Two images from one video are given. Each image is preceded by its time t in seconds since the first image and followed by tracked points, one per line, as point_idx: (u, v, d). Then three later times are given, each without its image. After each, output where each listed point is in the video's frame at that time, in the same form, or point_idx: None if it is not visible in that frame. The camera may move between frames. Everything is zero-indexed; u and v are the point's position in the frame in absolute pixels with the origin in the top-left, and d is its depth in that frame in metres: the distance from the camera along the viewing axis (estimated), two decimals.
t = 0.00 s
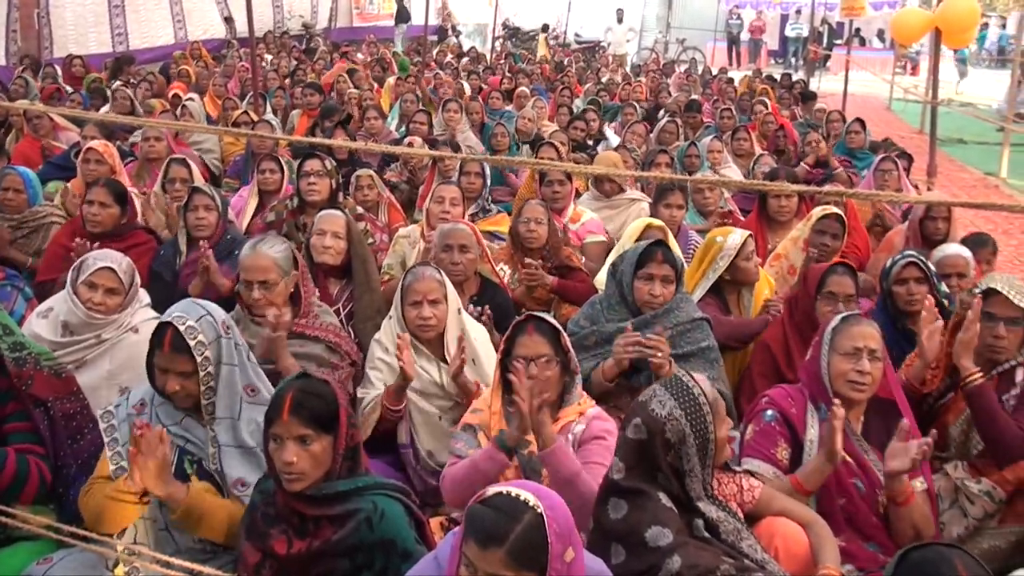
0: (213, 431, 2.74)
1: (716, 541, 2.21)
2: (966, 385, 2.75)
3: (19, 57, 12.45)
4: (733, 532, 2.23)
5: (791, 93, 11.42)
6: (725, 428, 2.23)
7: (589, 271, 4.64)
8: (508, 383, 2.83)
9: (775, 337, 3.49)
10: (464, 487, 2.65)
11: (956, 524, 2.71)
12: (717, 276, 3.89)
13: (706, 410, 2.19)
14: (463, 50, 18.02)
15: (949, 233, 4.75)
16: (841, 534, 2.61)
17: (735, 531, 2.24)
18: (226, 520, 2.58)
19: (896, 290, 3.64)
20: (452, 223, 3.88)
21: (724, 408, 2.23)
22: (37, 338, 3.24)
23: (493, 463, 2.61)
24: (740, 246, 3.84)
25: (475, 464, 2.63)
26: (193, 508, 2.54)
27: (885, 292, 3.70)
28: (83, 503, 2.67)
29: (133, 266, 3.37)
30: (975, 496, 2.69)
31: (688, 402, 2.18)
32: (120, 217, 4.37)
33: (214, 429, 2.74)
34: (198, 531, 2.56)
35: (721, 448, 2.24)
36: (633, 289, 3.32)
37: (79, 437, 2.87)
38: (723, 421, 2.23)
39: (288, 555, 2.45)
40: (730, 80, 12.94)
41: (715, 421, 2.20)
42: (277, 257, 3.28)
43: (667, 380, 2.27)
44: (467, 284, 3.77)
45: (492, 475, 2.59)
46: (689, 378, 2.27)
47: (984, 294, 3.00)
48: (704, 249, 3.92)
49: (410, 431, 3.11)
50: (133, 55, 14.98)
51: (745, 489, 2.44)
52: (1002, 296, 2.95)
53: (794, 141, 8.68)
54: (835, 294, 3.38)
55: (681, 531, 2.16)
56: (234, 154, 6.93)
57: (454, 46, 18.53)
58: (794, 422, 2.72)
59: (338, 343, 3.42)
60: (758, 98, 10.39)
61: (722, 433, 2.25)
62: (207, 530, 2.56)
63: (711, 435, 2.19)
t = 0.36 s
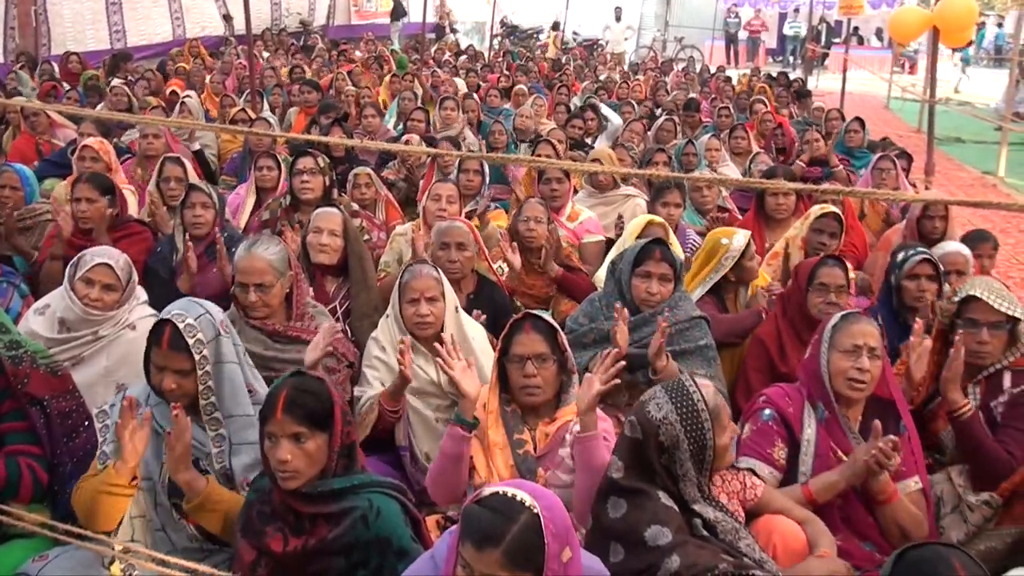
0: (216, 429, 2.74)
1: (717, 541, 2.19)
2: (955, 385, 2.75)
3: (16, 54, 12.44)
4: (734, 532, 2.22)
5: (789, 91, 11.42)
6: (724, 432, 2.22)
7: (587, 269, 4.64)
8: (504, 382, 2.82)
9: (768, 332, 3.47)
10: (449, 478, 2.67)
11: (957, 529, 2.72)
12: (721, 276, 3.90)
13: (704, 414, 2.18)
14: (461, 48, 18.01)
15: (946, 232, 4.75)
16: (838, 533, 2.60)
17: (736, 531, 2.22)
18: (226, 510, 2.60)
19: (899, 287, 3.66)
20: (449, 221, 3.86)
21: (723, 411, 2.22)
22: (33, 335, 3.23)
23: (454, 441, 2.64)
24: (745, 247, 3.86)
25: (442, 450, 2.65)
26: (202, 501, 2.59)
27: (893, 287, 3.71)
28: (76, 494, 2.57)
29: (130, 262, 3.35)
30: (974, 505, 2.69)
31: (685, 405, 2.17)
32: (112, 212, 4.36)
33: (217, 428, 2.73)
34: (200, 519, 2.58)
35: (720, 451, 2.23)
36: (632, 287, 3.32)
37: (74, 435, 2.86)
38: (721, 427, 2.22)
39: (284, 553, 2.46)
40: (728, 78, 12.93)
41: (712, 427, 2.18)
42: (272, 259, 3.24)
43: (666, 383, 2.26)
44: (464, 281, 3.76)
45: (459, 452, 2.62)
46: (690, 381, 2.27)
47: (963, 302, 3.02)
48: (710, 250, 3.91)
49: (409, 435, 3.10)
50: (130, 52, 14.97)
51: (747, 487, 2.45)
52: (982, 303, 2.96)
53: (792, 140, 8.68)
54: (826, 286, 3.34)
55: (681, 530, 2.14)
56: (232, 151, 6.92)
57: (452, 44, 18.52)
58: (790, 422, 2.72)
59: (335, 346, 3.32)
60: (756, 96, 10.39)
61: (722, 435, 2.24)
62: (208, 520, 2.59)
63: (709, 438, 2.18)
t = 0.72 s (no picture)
0: (221, 421, 2.78)
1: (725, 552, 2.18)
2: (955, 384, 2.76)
3: (17, 53, 12.44)
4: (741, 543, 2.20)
5: (790, 91, 11.43)
6: (729, 444, 2.20)
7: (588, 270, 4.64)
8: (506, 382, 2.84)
9: (764, 334, 3.45)
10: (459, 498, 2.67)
11: (959, 528, 2.68)
12: (723, 276, 3.91)
13: (707, 427, 2.18)
14: (463, 48, 18.00)
15: (948, 233, 4.76)
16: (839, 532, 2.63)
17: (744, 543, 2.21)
18: (221, 522, 2.63)
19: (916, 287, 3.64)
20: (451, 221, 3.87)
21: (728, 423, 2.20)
22: (34, 334, 3.23)
23: (476, 475, 2.60)
24: (747, 248, 3.85)
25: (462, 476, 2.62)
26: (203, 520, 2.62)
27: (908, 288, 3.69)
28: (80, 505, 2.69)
29: (131, 261, 3.35)
30: (974, 503, 2.69)
31: (687, 417, 2.18)
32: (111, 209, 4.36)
33: (222, 420, 2.78)
34: (196, 534, 2.61)
35: (726, 462, 2.21)
36: (631, 288, 3.31)
37: (74, 435, 2.84)
38: (725, 440, 2.21)
39: (285, 553, 2.46)
40: (730, 79, 12.92)
41: (714, 441, 2.17)
42: (270, 260, 3.24)
43: (674, 393, 2.27)
44: (465, 281, 3.76)
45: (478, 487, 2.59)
46: (698, 392, 2.27)
47: (967, 295, 3.03)
48: (712, 250, 3.91)
49: (410, 444, 3.12)
50: (132, 51, 14.97)
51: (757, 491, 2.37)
52: (986, 298, 2.98)
53: (794, 141, 8.67)
54: (820, 287, 3.30)
55: (687, 542, 2.14)
56: (233, 151, 6.92)
57: (453, 43, 18.53)
58: (795, 420, 2.74)
59: (335, 348, 3.42)
60: (757, 97, 10.39)
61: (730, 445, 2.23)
62: (202, 532, 2.61)
63: (712, 451, 2.17)
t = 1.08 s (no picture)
0: (232, 413, 2.79)
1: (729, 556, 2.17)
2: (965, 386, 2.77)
3: (27, 52, 12.47)
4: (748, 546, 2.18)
5: (799, 93, 11.41)
6: (723, 450, 2.16)
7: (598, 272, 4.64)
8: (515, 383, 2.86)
9: (770, 339, 3.46)
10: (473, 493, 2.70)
11: (966, 529, 2.74)
12: (732, 279, 3.92)
13: (696, 432, 2.15)
14: (471, 49, 18.01)
15: (958, 236, 4.75)
16: (848, 534, 2.64)
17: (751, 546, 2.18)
18: (232, 523, 2.63)
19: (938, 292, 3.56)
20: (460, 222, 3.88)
21: (721, 429, 2.15)
22: (46, 332, 3.24)
23: (493, 466, 2.65)
24: (757, 249, 3.86)
25: (477, 468, 2.66)
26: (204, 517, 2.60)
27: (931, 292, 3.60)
28: (92, 503, 2.70)
29: (143, 261, 3.37)
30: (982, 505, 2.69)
31: (679, 422, 2.17)
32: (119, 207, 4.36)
33: (233, 411, 2.79)
34: (207, 532, 2.62)
35: (721, 469, 2.17)
36: (641, 289, 3.33)
37: (86, 433, 2.88)
38: (721, 446, 2.17)
39: (294, 552, 2.46)
40: (738, 81, 12.91)
41: (706, 447, 2.15)
42: (281, 258, 3.25)
43: (674, 395, 2.25)
44: (473, 282, 3.76)
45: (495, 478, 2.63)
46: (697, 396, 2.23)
47: (978, 297, 3.02)
48: (721, 251, 3.91)
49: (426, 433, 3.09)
50: (141, 51, 14.98)
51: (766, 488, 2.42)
52: (996, 299, 2.97)
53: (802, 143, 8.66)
54: (829, 292, 3.27)
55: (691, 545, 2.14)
56: (242, 151, 6.93)
57: (462, 44, 18.55)
58: (806, 420, 2.75)
59: (344, 345, 3.41)
60: (766, 99, 10.39)
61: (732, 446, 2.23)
62: (212, 531, 2.62)
63: (703, 457, 2.15)
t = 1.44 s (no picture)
0: (247, 407, 2.81)
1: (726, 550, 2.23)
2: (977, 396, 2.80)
3: (44, 55, 12.55)
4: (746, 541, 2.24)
5: (813, 97, 11.40)
6: (723, 443, 2.25)
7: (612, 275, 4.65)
8: (532, 386, 2.87)
9: (785, 343, 3.45)
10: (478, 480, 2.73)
11: (982, 536, 2.72)
12: (749, 283, 3.92)
13: (694, 424, 2.25)
14: (484, 52, 18.02)
15: (974, 241, 4.74)
16: (863, 539, 2.63)
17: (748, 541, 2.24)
18: (252, 514, 2.66)
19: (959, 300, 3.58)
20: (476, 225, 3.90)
21: (721, 423, 2.24)
22: (64, 334, 3.27)
23: (481, 443, 2.71)
24: (774, 253, 3.89)
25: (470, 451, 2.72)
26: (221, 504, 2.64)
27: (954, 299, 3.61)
28: (108, 499, 2.68)
29: (160, 263, 3.42)
30: (999, 512, 2.69)
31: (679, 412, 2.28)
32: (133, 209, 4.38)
33: (247, 406, 2.81)
34: (223, 522, 2.64)
35: (721, 462, 2.25)
36: (657, 295, 3.31)
37: (104, 434, 2.92)
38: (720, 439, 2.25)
39: (311, 554, 2.48)
40: (753, 84, 12.88)
41: (702, 438, 2.25)
42: (293, 259, 3.28)
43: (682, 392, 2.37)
44: (489, 285, 3.76)
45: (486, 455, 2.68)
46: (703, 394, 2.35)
47: (989, 308, 3.05)
48: (738, 256, 3.93)
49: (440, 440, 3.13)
50: (157, 54, 15.05)
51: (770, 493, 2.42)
52: (1008, 309, 2.98)
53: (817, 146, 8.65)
54: (848, 298, 3.27)
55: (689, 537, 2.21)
56: (257, 153, 6.95)
57: (476, 47, 18.58)
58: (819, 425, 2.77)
59: (361, 344, 3.36)
60: (780, 103, 10.38)
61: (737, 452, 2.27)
62: (231, 524, 2.65)
63: (701, 449, 2.25)
